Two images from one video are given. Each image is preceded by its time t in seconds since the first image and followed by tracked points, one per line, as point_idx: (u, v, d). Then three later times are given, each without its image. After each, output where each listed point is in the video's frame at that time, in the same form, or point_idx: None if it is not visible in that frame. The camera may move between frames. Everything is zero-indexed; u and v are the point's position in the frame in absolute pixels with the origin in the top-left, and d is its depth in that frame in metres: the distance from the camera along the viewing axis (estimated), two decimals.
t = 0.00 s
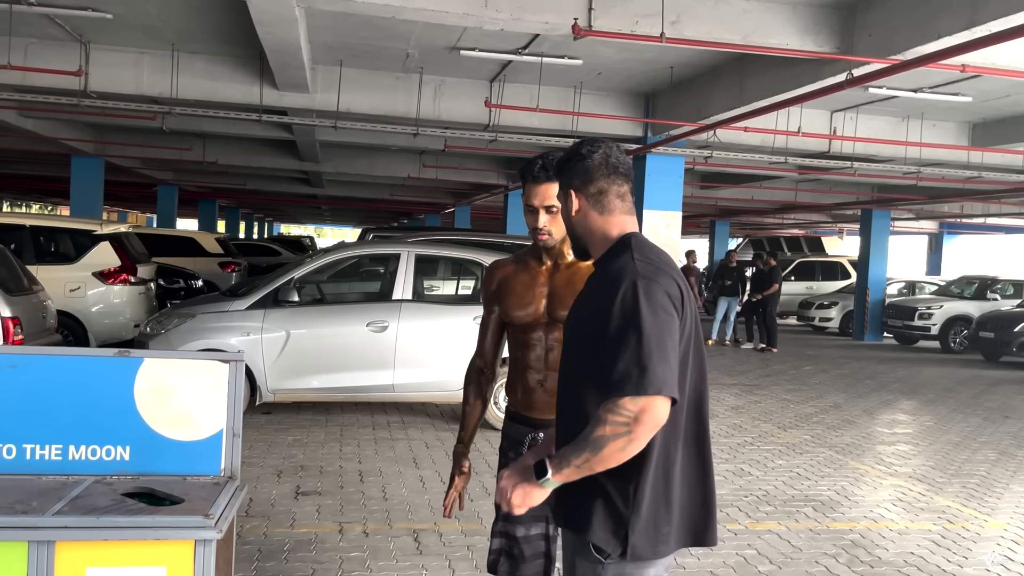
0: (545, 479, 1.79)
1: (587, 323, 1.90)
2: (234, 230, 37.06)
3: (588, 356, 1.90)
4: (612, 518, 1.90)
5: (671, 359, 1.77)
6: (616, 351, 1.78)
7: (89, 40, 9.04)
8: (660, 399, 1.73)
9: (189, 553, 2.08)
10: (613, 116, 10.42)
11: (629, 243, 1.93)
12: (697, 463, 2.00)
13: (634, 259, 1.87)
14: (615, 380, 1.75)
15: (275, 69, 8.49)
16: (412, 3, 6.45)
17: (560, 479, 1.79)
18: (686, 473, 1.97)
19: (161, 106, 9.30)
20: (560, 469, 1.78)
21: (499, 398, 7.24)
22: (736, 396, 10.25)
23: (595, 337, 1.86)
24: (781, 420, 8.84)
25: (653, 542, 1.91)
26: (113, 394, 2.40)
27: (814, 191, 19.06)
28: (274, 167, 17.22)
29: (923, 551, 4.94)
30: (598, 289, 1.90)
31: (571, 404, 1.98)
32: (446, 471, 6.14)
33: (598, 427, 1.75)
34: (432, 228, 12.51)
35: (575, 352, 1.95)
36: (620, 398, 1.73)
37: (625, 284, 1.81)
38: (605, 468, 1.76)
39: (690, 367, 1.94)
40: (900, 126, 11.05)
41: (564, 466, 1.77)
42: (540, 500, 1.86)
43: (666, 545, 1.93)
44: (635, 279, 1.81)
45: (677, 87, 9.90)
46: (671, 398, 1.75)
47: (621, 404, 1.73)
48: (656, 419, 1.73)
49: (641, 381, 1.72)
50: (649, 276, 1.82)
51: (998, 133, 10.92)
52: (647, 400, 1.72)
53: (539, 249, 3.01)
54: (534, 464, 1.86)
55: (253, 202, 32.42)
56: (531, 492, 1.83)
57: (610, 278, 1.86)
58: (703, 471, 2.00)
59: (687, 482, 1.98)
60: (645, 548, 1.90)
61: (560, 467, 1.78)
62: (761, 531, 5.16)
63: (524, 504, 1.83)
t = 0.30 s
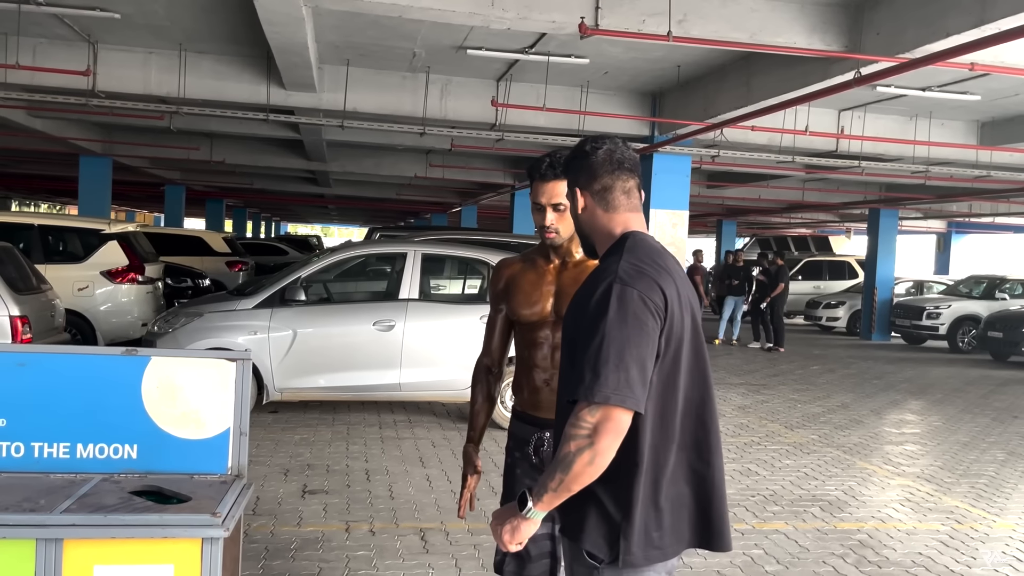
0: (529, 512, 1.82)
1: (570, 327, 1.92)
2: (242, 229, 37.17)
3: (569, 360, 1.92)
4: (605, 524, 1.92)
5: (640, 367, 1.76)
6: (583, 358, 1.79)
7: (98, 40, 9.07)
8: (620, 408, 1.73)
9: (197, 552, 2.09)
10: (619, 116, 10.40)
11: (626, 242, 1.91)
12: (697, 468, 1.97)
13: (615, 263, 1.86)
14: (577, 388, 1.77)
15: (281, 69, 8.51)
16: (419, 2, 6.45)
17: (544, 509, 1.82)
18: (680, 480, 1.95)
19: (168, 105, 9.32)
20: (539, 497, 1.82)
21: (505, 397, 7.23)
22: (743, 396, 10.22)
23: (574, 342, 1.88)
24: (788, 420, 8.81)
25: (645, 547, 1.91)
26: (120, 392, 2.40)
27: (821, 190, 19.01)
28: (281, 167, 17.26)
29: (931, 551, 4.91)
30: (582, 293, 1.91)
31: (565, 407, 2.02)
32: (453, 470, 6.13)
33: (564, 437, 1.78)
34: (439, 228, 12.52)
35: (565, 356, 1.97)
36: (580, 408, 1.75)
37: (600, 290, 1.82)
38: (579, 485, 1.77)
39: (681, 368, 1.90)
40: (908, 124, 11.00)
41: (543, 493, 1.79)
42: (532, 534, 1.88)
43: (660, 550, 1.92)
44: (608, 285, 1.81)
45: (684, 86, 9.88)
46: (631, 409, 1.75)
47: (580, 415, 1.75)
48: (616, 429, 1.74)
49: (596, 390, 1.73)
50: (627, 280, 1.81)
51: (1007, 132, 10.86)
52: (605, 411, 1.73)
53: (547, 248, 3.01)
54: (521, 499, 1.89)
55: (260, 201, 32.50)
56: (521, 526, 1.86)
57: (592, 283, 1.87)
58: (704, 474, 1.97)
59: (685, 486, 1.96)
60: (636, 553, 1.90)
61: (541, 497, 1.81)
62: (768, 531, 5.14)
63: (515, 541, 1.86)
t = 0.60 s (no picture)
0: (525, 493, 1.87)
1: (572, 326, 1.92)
2: (248, 227, 37.24)
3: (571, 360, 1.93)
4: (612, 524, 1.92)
5: (640, 366, 1.75)
6: (583, 356, 1.79)
7: (104, 39, 9.10)
8: (618, 407, 1.73)
9: (201, 549, 2.09)
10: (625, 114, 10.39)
11: (627, 240, 1.91)
12: (703, 466, 1.96)
13: (615, 263, 1.86)
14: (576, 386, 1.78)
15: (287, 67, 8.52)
16: None
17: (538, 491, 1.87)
18: (687, 480, 1.94)
19: (175, 104, 9.35)
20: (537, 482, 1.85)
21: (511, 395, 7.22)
22: (749, 394, 10.20)
23: (575, 341, 1.88)
24: (794, 419, 8.80)
25: (654, 548, 1.90)
26: (126, 389, 2.41)
27: (828, 189, 18.95)
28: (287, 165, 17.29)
29: (937, 550, 4.90)
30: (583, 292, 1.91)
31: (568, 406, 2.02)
32: (458, 468, 6.14)
33: (564, 436, 1.79)
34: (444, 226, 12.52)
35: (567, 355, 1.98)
36: (577, 405, 1.76)
37: (601, 290, 1.81)
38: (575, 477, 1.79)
39: (684, 366, 1.89)
40: (915, 122, 10.95)
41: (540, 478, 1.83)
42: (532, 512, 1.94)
43: (668, 552, 1.92)
44: (608, 283, 1.81)
45: (690, 84, 9.87)
46: (631, 407, 1.74)
47: (578, 412, 1.76)
48: (615, 427, 1.74)
49: (594, 387, 1.73)
50: (628, 280, 1.80)
51: (1014, 130, 10.81)
52: (603, 409, 1.73)
53: (553, 246, 3.01)
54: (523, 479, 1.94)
55: (266, 200, 32.56)
56: (519, 505, 1.92)
57: (593, 284, 1.87)
58: (709, 473, 1.97)
59: (691, 485, 1.95)
60: (644, 554, 1.89)
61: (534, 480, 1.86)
62: (774, 529, 5.13)
63: (514, 517, 1.92)
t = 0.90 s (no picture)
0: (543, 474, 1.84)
1: (592, 315, 1.91)
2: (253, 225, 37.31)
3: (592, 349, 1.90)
4: (623, 512, 1.90)
5: (669, 355, 1.75)
6: (612, 343, 1.77)
7: (109, 36, 9.11)
8: (649, 395, 1.72)
9: (205, 544, 2.10)
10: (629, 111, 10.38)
11: (643, 234, 1.91)
12: (710, 458, 1.98)
13: (638, 254, 1.85)
14: (606, 374, 1.75)
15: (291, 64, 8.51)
16: None
17: (556, 472, 1.84)
18: (695, 472, 1.94)
19: (179, 101, 9.37)
20: (556, 463, 1.82)
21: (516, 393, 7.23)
22: (753, 392, 10.18)
23: (598, 329, 1.86)
24: (798, 417, 8.78)
25: (660, 536, 1.89)
26: (131, 385, 2.42)
27: (833, 186, 18.89)
28: (292, 163, 17.31)
29: (942, 548, 4.88)
30: (604, 280, 1.89)
31: (578, 396, 1.99)
32: (462, 465, 6.14)
33: (591, 423, 1.76)
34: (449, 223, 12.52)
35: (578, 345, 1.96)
36: (610, 392, 1.73)
37: (628, 279, 1.80)
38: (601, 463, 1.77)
39: (699, 358, 1.91)
40: (921, 120, 10.91)
41: (560, 459, 1.80)
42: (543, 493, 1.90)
43: (674, 541, 1.91)
44: (640, 272, 1.80)
45: (695, 82, 9.84)
46: (662, 395, 1.74)
47: (608, 399, 1.73)
48: (646, 415, 1.73)
49: (627, 373, 1.71)
50: (655, 270, 1.80)
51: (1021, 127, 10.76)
52: (635, 396, 1.72)
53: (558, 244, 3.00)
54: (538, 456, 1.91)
55: (271, 197, 32.61)
56: (533, 483, 1.88)
57: (616, 273, 1.85)
58: (715, 464, 1.99)
59: (699, 476, 1.96)
60: (653, 542, 1.88)
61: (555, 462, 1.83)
62: (778, 527, 5.13)
63: (526, 494, 1.90)
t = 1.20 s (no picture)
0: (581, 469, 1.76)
1: (616, 312, 1.88)
2: (256, 224, 37.34)
3: (617, 346, 1.88)
4: (655, 508, 1.88)
5: (706, 348, 1.75)
6: (652, 339, 1.74)
7: (114, 34, 9.12)
8: (695, 387, 1.71)
9: (209, 542, 2.10)
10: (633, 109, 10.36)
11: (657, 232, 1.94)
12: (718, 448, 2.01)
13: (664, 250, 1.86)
14: (649, 370, 1.72)
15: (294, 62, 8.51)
16: None
17: (592, 468, 1.77)
18: (711, 460, 1.96)
19: (183, 99, 9.38)
20: (595, 457, 1.76)
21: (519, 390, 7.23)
22: (757, 391, 10.16)
23: (627, 326, 1.84)
24: (803, 416, 8.76)
25: (688, 527, 1.89)
26: (134, 382, 2.42)
27: (838, 184, 18.84)
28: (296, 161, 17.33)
29: (946, 548, 4.87)
30: (629, 277, 1.87)
31: (596, 395, 1.96)
32: (466, 463, 6.14)
33: (636, 419, 1.72)
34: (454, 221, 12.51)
35: (597, 343, 1.94)
36: (657, 388, 1.70)
37: (660, 274, 1.79)
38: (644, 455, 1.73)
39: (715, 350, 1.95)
40: (926, 118, 10.87)
41: (599, 454, 1.75)
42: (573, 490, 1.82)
43: (699, 532, 1.91)
44: (670, 269, 1.80)
45: (699, 79, 9.83)
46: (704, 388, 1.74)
47: (657, 394, 1.70)
48: (691, 407, 1.71)
49: (677, 367, 1.69)
50: (683, 266, 1.81)
51: None
52: (683, 390, 1.70)
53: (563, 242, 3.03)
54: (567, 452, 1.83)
55: (275, 195, 32.66)
56: (565, 479, 1.79)
57: (643, 268, 1.84)
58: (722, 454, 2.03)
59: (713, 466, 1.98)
60: (683, 533, 1.88)
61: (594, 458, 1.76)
62: (782, 526, 5.12)
63: (558, 492, 1.79)
